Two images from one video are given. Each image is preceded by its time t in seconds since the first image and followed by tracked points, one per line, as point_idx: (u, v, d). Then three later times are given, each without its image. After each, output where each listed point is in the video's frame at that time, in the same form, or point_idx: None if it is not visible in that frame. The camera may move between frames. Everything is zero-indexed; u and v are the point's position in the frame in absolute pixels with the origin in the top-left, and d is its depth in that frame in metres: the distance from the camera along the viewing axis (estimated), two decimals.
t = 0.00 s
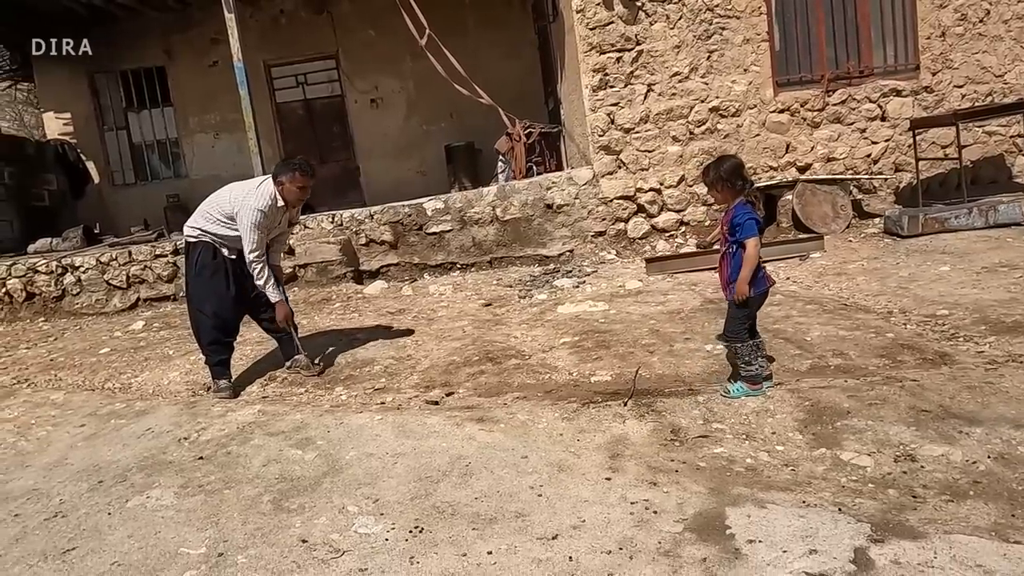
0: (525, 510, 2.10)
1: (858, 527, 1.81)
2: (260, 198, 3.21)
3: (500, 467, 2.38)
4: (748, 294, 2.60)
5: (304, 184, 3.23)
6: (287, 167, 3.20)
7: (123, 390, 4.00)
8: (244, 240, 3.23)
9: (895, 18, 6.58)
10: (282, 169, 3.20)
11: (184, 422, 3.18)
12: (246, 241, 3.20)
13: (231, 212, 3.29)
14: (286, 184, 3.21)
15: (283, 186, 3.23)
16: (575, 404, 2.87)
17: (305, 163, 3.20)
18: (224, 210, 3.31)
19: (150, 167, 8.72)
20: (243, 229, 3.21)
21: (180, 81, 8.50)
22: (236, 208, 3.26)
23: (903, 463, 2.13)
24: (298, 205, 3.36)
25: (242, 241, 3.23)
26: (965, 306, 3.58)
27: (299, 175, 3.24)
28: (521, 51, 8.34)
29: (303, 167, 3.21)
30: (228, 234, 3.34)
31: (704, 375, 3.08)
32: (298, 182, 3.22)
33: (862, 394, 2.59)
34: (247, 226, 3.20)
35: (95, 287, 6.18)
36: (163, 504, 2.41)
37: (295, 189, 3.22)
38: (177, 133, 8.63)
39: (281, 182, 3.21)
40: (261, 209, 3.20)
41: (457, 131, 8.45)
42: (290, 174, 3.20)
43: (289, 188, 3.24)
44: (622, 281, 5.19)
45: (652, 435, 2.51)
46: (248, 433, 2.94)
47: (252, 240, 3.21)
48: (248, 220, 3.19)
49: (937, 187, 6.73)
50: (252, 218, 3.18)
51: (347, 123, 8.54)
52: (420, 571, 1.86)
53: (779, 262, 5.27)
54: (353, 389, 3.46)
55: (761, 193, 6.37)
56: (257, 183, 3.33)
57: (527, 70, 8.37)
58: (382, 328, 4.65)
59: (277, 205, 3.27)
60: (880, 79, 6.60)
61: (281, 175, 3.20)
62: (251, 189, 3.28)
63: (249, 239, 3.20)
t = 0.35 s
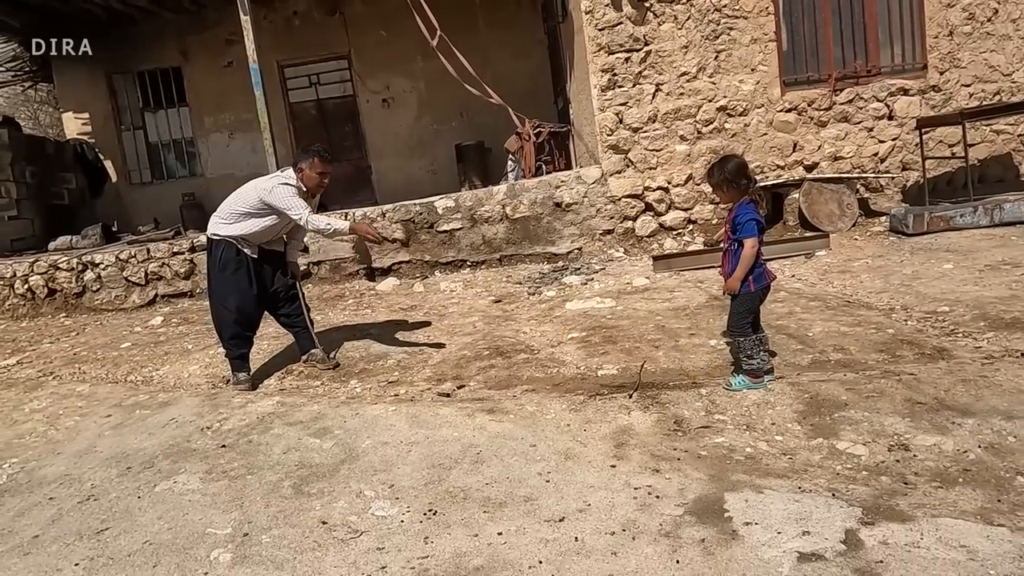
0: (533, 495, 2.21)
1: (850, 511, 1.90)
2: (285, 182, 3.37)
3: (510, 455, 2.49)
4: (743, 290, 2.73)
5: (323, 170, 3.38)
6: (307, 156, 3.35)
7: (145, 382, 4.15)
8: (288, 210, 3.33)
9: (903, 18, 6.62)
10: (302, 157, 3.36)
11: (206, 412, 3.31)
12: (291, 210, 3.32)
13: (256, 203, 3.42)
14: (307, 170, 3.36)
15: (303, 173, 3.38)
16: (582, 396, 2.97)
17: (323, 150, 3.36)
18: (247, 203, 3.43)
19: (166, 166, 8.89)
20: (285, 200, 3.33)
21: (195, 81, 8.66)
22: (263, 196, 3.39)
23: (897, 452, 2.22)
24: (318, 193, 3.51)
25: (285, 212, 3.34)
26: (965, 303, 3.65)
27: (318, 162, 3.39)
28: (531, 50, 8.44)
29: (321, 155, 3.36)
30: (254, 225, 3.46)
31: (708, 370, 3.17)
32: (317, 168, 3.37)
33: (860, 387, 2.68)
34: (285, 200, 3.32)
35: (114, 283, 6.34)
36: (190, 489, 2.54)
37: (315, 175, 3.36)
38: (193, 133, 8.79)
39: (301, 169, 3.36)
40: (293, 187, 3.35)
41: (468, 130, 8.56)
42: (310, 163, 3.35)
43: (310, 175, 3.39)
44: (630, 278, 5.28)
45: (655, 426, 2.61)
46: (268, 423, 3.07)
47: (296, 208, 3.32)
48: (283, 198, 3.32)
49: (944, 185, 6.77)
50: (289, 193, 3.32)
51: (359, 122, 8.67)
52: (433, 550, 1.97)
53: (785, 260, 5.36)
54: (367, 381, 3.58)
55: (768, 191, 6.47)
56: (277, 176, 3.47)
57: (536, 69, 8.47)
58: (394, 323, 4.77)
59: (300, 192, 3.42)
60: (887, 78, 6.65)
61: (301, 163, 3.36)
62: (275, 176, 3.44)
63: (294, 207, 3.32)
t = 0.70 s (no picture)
0: (538, 483, 2.30)
1: (842, 500, 1.99)
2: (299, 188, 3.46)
3: (517, 446, 2.58)
4: (751, 287, 2.78)
5: (336, 179, 3.46)
6: (322, 164, 3.43)
7: (164, 374, 4.28)
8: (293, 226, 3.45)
9: (912, 18, 6.65)
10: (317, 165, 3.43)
11: (224, 404, 3.43)
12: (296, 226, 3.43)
13: (269, 207, 3.52)
14: (320, 179, 3.44)
15: (316, 181, 3.46)
16: (588, 391, 3.07)
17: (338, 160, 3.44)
18: (260, 206, 3.53)
19: (182, 164, 9.05)
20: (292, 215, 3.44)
21: (210, 81, 8.80)
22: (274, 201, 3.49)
23: (891, 445, 2.30)
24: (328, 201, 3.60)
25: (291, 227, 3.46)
26: (967, 302, 3.71)
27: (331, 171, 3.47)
28: (541, 50, 8.51)
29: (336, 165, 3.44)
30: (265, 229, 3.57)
31: (711, 366, 3.25)
32: (331, 177, 3.45)
33: (859, 383, 2.76)
34: (294, 213, 3.43)
35: (132, 279, 6.49)
36: (210, 476, 2.65)
37: (327, 184, 3.45)
38: (208, 131, 8.93)
39: (315, 178, 3.44)
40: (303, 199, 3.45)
41: (478, 129, 8.66)
42: (325, 170, 3.43)
43: (323, 182, 3.47)
44: (636, 276, 5.36)
45: (658, 419, 2.70)
46: (284, 414, 3.18)
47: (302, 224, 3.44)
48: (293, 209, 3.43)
49: (952, 185, 6.79)
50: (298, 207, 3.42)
51: (371, 121, 8.78)
52: (443, 533, 2.06)
53: (791, 259, 5.42)
54: (379, 375, 3.69)
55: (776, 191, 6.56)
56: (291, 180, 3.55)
57: (546, 69, 8.55)
58: (405, 319, 4.87)
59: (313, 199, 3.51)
60: (895, 78, 6.68)
61: (316, 171, 3.44)
62: (289, 182, 3.53)
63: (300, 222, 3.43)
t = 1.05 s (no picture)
0: (543, 477, 2.36)
1: (838, 495, 2.03)
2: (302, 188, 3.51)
3: (523, 440, 2.65)
4: (754, 285, 2.82)
5: (339, 180, 3.50)
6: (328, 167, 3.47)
7: (179, 369, 4.38)
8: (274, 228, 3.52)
9: (923, 17, 6.63)
10: (323, 167, 3.47)
11: (238, 398, 3.51)
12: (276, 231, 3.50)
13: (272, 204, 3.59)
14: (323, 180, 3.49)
15: (320, 182, 3.51)
16: (593, 387, 3.12)
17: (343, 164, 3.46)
18: (266, 203, 3.62)
19: (196, 162, 9.18)
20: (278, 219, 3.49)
21: (224, 80, 8.92)
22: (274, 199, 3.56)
23: (889, 442, 2.34)
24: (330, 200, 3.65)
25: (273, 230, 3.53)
26: (972, 302, 3.73)
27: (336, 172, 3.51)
28: (551, 49, 8.56)
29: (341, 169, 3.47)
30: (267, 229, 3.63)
31: (715, 364, 3.29)
32: (334, 178, 3.49)
33: (860, 382, 2.80)
34: (281, 215, 3.48)
35: (148, 275, 6.61)
36: (225, 467, 2.74)
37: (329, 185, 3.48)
38: (222, 130, 9.05)
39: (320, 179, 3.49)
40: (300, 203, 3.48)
41: (488, 128, 8.72)
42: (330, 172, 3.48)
43: (326, 184, 3.51)
44: (644, 275, 5.40)
45: (661, 415, 2.75)
46: (296, 408, 3.26)
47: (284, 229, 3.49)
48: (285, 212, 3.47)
49: (963, 185, 6.77)
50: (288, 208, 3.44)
51: (382, 120, 8.86)
52: (449, 524, 2.13)
53: (799, 258, 5.44)
54: (389, 371, 3.77)
55: (785, 191, 6.60)
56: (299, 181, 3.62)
57: (556, 68, 8.59)
58: (414, 316, 4.95)
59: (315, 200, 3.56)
60: (906, 78, 6.67)
61: (320, 172, 3.49)
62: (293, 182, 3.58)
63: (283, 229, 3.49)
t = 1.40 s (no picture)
0: (532, 469, 2.45)
1: (813, 487, 2.11)
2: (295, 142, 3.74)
3: (515, 434, 2.73)
4: (741, 284, 2.90)
5: (328, 125, 3.72)
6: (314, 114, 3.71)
7: (187, 364, 4.50)
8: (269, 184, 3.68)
9: (926, 17, 6.65)
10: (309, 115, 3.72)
11: (242, 393, 3.62)
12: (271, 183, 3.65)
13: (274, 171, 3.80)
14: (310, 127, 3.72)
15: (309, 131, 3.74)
16: (586, 384, 3.20)
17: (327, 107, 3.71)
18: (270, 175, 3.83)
19: (207, 162, 9.33)
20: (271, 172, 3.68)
21: (234, 80, 9.05)
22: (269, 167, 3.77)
23: (869, 438, 2.40)
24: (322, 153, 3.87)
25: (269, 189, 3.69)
26: (964, 302, 3.77)
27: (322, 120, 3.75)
28: (556, 48, 8.62)
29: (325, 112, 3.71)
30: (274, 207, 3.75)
31: (706, 361, 3.36)
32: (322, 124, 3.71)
33: (845, 379, 2.86)
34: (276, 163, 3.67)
35: (159, 273, 6.76)
36: (227, 458, 2.84)
37: (318, 129, 3.70)
38: (232, 130, 9.19)
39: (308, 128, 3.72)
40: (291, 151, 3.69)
41: (494, 128, 8.80)
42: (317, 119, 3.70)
43: (316, 132, 3.73)
44: (643, 274, 5.47)
45: (650, 410, 2.83)
46: (297, 402, 3.37)
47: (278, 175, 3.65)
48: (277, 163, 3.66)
49: (966, 184, 6.78)
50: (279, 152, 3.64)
51: (389, 120, 8.96)
52: (440, 513, 2.22)
53: (797, 258, 5.49)
54: (389, 367, 3.87)
55: (786, 191, 6.65)
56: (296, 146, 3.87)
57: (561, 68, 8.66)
58: (417, 314, 5.05)
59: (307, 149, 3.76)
60: (909, 77, 6.69)
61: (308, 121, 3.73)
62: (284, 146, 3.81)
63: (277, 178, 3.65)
